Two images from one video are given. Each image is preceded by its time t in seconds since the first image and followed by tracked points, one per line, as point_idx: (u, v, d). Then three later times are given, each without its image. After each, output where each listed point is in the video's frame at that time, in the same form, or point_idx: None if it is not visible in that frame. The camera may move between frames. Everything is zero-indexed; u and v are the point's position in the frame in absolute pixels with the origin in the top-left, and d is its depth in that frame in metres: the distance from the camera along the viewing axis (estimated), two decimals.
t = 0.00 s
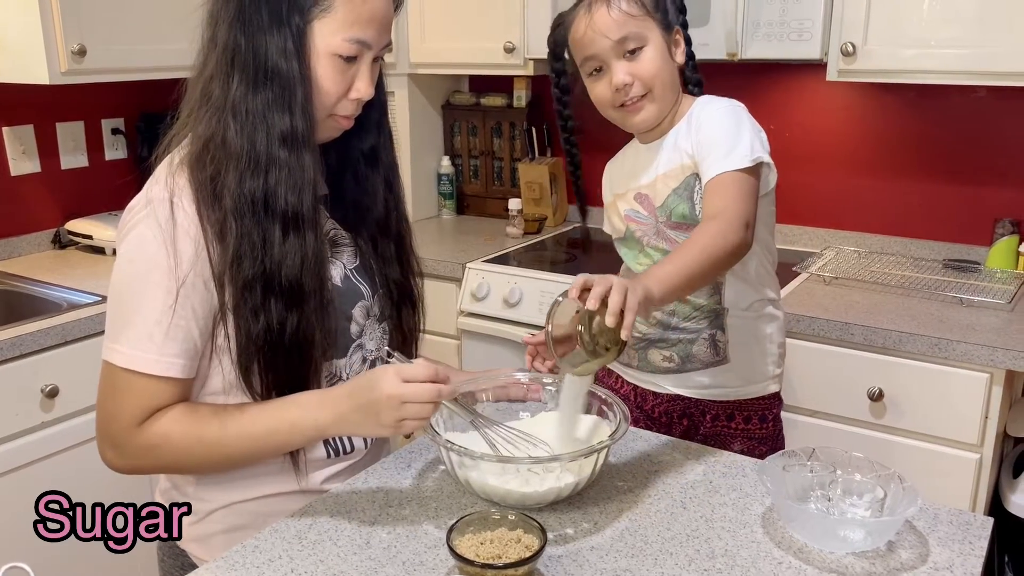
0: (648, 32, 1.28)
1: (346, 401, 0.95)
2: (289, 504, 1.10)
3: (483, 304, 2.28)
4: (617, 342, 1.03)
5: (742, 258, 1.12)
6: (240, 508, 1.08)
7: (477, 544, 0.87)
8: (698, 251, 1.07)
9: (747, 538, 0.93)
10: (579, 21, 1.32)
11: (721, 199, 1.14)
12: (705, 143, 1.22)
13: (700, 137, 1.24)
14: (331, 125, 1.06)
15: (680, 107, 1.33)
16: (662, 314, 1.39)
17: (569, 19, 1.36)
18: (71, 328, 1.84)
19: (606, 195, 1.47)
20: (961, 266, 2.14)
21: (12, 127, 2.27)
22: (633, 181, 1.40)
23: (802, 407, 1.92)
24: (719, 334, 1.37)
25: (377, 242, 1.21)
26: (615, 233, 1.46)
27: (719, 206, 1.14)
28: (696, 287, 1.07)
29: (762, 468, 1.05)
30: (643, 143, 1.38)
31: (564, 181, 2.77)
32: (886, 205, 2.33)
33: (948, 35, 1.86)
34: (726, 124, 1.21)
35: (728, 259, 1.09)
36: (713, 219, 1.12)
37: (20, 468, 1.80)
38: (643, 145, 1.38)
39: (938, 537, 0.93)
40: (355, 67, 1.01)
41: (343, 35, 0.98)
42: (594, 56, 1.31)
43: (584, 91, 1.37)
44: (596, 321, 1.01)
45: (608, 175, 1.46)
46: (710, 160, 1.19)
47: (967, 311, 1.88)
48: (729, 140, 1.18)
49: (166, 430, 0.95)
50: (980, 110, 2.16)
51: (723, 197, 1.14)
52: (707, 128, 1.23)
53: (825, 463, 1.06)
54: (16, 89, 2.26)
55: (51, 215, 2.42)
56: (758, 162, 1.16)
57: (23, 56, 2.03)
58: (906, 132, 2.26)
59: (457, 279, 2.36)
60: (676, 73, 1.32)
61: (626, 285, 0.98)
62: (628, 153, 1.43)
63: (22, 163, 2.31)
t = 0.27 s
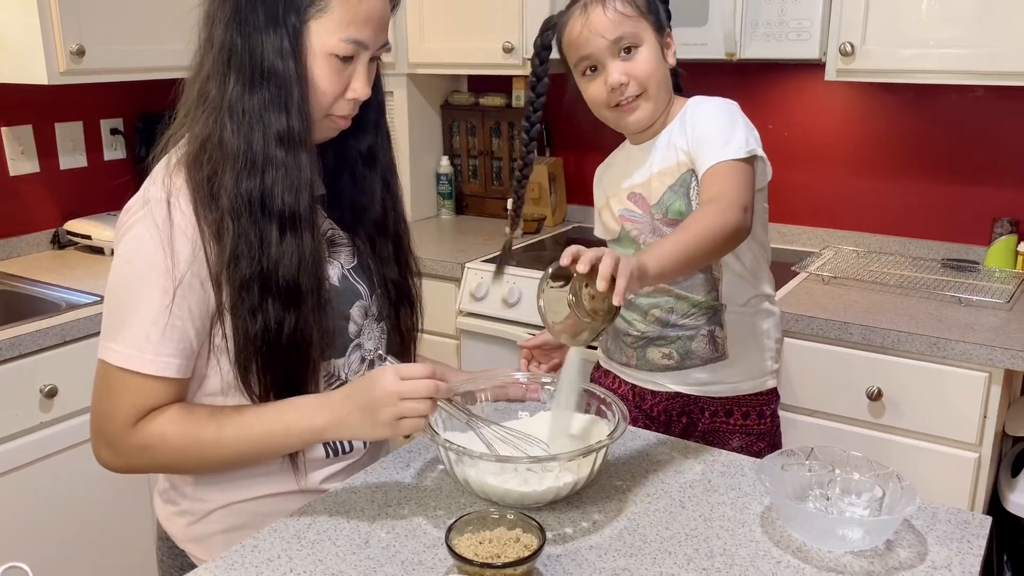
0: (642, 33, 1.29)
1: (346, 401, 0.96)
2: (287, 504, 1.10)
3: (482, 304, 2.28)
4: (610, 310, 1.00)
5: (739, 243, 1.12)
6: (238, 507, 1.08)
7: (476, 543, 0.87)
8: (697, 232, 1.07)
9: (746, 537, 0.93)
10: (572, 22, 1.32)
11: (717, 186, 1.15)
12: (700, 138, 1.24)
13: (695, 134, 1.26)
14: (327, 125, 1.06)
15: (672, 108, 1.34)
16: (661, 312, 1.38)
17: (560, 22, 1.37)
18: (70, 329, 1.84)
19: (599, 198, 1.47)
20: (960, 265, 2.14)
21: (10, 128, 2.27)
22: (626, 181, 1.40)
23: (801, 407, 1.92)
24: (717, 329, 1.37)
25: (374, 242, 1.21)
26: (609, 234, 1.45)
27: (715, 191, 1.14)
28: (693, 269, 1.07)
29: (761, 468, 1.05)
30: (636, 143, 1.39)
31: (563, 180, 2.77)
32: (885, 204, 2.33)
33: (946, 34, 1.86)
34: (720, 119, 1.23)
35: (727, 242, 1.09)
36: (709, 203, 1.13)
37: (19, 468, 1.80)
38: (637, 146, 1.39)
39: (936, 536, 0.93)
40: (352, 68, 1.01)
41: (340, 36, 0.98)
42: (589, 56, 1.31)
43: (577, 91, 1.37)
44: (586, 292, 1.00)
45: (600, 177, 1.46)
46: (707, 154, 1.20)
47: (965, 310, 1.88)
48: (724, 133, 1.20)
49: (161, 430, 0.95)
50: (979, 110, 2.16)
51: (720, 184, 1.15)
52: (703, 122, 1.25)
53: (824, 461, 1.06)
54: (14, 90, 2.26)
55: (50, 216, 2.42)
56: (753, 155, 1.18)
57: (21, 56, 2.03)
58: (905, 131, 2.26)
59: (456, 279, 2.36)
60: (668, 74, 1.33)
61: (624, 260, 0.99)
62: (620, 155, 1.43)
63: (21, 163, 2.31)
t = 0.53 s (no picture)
0: (635, 34, 1.30)
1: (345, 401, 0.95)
2: (286, 503, 1.10)
3: (482, 304, 2.28)
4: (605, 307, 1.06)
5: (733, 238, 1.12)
6: (236, 507, 1.08)
7: (475, 543, 0.87)
8: (692, 229, 1.07)
9: (745, 537, 0.93)
10: (566, 24, 1.33)
11: (709, 182, 1.16)
12: (694, 137, 1.24)
13: (690, 133, 1.26)
14: (324, 126, 1.06)
15: (666, 108, 1.35)
16: (660, 309, 1.38)
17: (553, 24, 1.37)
18: (68, 329, 1.84)
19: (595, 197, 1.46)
20: (959, 264, 2.14)
21: (10, 127, 2.27)
22: (622, 180, 1.40)
23: (801, 406, 1.92)
24: (715, 326, 1.38)
25: (372, 242, 1.20)
26: (606, 234, 1.45)
27: (709, 187, 1.15)
28: (690, 266, 1.07)
29: (760, 467, 1.05)
30: (629, 144, 1.40)
31: (563, 179, 2.77)
32: (884, 204, 2.33)
33: (946, 34, 1.86)
34: (714, 118, 1.23)
35: (721, 238, 1.09)
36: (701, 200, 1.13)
37: (18, 468, 1.79)
38: (631, 146, 1.39)
39: (935, 535, 0.93)
40: (348, 68, 1.01)
41: (336, 35, 0.98)
42: (582, 57, 1.32)
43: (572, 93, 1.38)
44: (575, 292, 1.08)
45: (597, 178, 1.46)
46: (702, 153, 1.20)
47: (964, 309, 1.88)
48: (718, 130, 1.20)
49: (154, 429, 0.95)
50: (977, 109, 2.16)
51: (711, 178, 1.16)
52: (696, 120, 1.25)
53: (823, 461, 1.06)
54: (13, 89, 2.26)
55: (49, 216, 2.42)
56: (745, 152, 1.18)
57: (20, 56, 2.03)
58: (903, 131, 2.26)
59: (455, 279, 2.36)
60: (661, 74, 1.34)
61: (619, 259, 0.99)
62: (615, 155, 1.43)
63: (20, 163, 2.31)
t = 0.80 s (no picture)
0: (633, 33, 1.29)
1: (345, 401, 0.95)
2: (285, 503, 1.10)
3: (481, 303, 2.28)
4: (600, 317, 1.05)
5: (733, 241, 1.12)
6: (235, 507, 1.08)
7: (475, 543, 0.87)
8: (691, 233, 1.06)
9: (744, 536, 0.93)
10: (565, 23, 1.32)
11: (707, 183, 1.15)
12: (693, 139, 1.24)
13: (689, 135, 1.26)
14: (319, 125, 1.06)
15: (667, 107, 1.34)
16: (658, 308, 1.39)
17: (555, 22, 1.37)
18: (67, 329, 1.84)
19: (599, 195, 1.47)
20: (958, 264, 2.14)
21: (10, 127, 2.27)
22: (623, 179, 1.40)
23: (800, 406, 1.92)
24: (712, 325, 1.38)
25: (369, 241, 1.21)
26: (609, 232, 1.46)
27: (706, 189, 1.15)
28: (692, 269, 1.06)
29: (760, 467, 1.05)
30: (631, 142, 1.40)
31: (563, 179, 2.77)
32: (883, 203, 2.33)
33: (945, 33, 1.86)
34: (714, 119, 1.23)
35: (722, 240, 1.09)
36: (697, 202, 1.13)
37: (17, 468, 1.79)
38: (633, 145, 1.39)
39: (935, 534, 0.93)
40: (342, 67, 1.01)
41: (330, 34, 0.98)
42: (581, 56, 1.31)
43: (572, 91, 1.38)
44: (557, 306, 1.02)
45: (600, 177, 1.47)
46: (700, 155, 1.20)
47: (964, 309, 1.88)
48: (717, 130, 1.20)
49: (148, 429, 0.95)
50: (977, 109, 2.16)
51: (710, 180, 1.16)
52: (696, 120, 1.25)
53: (823, 460, 1.06)
54: (13, 89, 2.26)
55: (49, 216, 2.42)
56: (744, 154, 1.18)
57: (20, 55, 2.03)
58: (902, 131, 2.26)
59: (455, 278, 2.36)
60: (661, 73, 1.33)
61: (619, 264, 0.98)
62: (617, 153, 1.43)
63: (19, 163, 2.31)
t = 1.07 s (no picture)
0: (637, 28, 1.29)
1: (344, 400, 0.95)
2: (283, 502, 1.10)
3: (481, 303, 2.28)
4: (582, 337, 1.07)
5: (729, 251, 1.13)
6: (233, 507, 1.08)
7: (474, 542, 0.87)
8: (686, 245, 1.07)
9: (744, 536, 0.93)
10: (572, 15, 1.32)
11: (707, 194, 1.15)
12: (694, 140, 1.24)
13: (690, 136, 1.26)
14: (312, 120, 1.05)
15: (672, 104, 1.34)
16: (653, 309, 1.40)
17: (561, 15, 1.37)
18: (67, 329, 1.84)
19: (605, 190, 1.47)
20: (958, 263, 2.14)
21: (10, 127, 2.27)
22: (626, 176, 1.41)
23: (800, 405, 1.92)
24: (706, 328, 1.38)
25: (367, 239, 1.21)
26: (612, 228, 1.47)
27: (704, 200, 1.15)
28: (684, 281, 1.08)
29: (760, 467, 1.05)
30: (638, 138, 1.40)
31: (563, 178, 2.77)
32: (882, 203, 2.33)
33: (945, 33, 1.86)
34: (716, 121, 1.22)
35: (717, 252, 1.11)
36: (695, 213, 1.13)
37: (17, 468, 1.79)
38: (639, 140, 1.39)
39: (935, 534, 0.93)
40: (331, 60, 1.01)
41: (317, 27, 0.98)
42: (587, 51, 1.32)
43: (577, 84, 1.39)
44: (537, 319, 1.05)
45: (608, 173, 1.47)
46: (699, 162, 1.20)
47: (964, 308, 1.88)
48: (717, 135, 1.20)
49: (142, 426, 0.95)
50: (976, 108, 2.16)
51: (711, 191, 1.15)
52: (696, 125, 1.25)
53: (822, 459, 1.06)
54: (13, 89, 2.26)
55: (48, 216, 2.42)
56: (744, 160, 1.17)
57: (19, 55, 2.03)
58: (902, 130, 2.26)
59: (455, 278, 2.36)
60: (668, 69, 1.32)
61: (605, 286, 1.00)
62: (624, 148, 1.43)
63: (19, 163, 2.31)
